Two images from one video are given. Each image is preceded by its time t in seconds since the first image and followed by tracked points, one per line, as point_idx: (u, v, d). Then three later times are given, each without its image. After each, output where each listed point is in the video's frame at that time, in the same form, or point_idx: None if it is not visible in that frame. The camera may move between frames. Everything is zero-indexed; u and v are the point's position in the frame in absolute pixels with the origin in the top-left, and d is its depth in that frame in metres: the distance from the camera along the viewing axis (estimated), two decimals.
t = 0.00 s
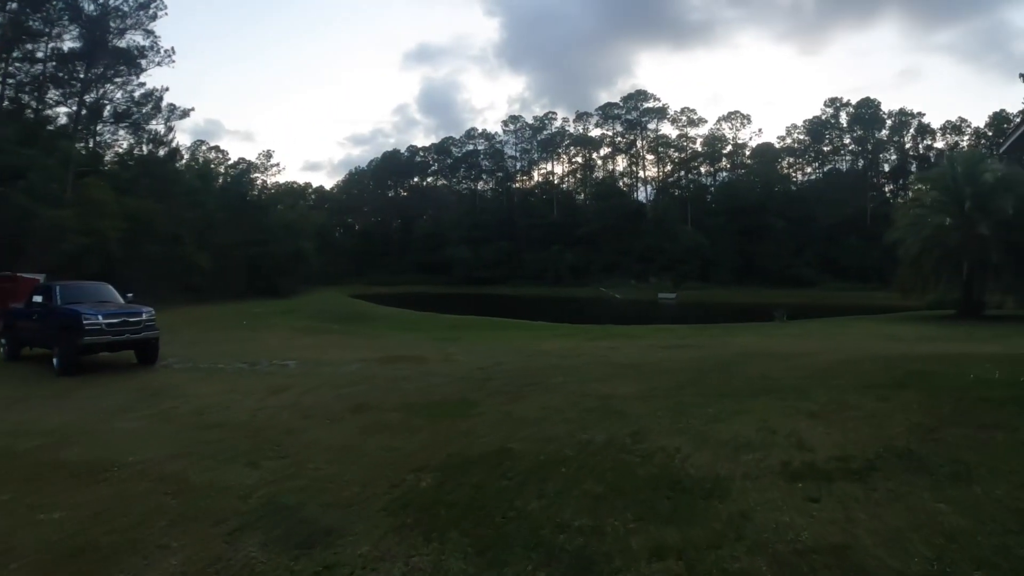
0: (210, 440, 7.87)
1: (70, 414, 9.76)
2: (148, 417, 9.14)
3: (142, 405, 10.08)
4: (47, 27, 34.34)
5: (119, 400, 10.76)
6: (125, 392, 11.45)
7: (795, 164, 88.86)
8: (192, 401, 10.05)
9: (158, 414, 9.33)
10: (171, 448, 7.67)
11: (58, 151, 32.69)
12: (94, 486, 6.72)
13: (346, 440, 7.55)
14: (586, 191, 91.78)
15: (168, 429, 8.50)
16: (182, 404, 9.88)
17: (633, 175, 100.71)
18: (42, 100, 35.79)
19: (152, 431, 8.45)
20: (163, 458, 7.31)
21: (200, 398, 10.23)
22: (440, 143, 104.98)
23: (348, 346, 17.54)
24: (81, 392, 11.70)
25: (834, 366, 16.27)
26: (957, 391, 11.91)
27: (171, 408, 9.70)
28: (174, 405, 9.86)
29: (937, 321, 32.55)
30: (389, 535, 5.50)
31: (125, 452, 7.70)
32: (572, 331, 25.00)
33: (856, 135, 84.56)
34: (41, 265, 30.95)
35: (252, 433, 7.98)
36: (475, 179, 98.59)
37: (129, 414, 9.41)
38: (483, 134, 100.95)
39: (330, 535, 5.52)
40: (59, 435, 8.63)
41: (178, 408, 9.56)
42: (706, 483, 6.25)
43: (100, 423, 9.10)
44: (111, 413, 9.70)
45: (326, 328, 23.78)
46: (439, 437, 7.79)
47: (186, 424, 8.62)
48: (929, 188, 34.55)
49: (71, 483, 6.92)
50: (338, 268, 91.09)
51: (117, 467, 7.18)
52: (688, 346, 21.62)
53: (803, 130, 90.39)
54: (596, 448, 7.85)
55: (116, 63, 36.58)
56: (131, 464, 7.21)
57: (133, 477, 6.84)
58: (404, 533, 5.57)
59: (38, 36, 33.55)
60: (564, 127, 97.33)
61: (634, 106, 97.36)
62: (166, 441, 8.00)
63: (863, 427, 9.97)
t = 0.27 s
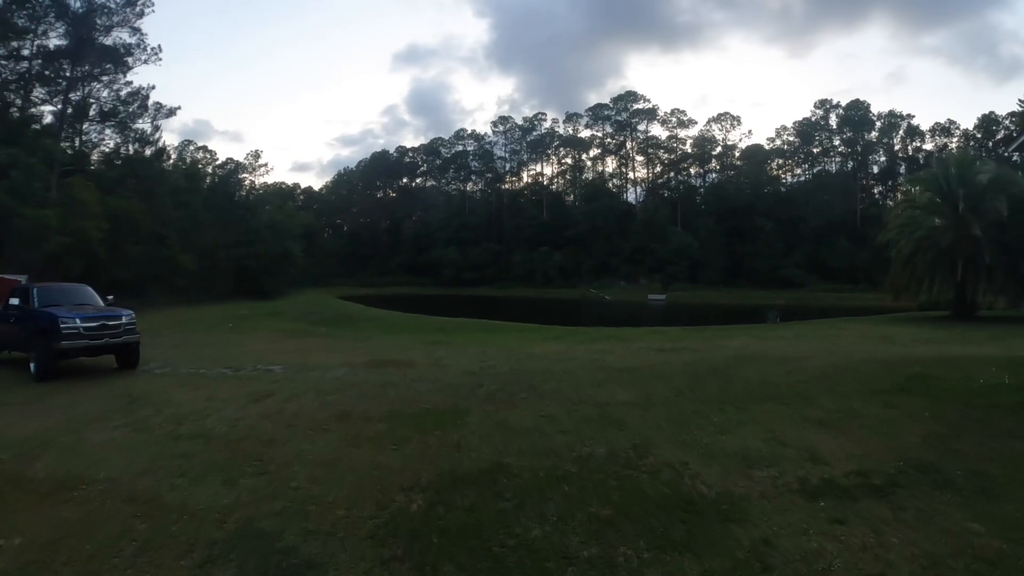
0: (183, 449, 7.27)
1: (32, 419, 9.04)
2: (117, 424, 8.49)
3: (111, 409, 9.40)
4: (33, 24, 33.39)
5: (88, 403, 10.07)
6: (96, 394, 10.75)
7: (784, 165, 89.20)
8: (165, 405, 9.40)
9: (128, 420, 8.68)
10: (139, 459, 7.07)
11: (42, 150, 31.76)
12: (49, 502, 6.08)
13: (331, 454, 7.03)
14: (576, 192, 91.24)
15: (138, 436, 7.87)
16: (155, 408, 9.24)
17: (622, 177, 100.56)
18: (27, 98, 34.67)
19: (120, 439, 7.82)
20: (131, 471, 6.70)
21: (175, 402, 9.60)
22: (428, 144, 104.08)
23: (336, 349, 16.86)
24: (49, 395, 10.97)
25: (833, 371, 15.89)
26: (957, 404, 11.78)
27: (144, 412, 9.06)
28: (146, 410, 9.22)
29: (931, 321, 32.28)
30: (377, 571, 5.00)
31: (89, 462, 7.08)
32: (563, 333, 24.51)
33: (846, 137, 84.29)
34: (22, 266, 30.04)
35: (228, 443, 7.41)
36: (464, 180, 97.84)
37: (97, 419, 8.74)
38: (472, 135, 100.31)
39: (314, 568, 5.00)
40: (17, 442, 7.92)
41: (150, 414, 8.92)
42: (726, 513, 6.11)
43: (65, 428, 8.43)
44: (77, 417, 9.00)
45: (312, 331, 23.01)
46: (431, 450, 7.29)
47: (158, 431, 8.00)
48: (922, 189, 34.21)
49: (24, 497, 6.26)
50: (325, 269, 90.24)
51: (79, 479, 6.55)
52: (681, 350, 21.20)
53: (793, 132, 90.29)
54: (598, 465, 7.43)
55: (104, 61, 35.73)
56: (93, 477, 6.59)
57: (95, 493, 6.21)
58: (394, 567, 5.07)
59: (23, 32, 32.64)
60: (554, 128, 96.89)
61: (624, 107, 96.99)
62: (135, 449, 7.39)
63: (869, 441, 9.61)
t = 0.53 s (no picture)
0: (176, 457, 6.93)
1: (16, 425, 8.65)
2: (106, 430, 8.12)
3: (100, 414, 9.03)
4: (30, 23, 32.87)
5: (75, 407, 9.69)
6: (86, 398, 10.37)
7: (784, 165, 88.62)
8: (157, 410, 9.04)
9: (117, 426, 8.32)
10: (129, 467, 6.71)
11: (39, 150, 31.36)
12: (31, 513, 5.71)
13: (333, 464, 6.73)
14: (575, 193, 90.85)
15: (127, 444, 7.51)
16: (146, 414, 8.87)
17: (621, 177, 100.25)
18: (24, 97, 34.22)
19: (109, 447, 7.44)
20: (120, 480, 6.35)
21: (167, 407, 9.24)
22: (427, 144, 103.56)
23: (335, 351, 16.51)
24: (38, 398, 10.60)
25: (839, 373, 15.60)
26: (969, 408, 11.54)
27: (135, 418, 8.70)
28: (136, 415, 8.86)
29: (933, 322, 32.02)
30: None
31: (77, 470, 6.71)
32: (564, 334, 24.16)
33: (846, 137, 83.58)
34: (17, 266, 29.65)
35: (224, 452, 7.09)
36: (463, 180, 97.49)
37: (85, 426, 8.35)
38: (471, 135, 99.88)
39: None
40: None
41: (141, 419, 8.56)
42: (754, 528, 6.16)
43: (52, 435, 8.06)
44: (63, 423, 8.60)
45: (311, 332, 22.64)
46: (435, 459, 6.99)
47: (149, 438, 7.63)
48: (925, 189, 33.95)
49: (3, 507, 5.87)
50: (323, 269, 89.85)
51: (64, 489, 6.18)
52: (683, 351, 20.89)
53: (792, 132, 89.78)
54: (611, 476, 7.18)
55: (101, 61, 35.25)
56: (79, 486, 6.23)
57: (81, 503, 5.86)
58: None
59: (20, 31, 32.21)
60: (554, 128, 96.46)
61: (623, 107, 96.68)
62: (125, 457, 7.03)
63: (884, 448, 9.36)
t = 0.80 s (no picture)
0: (181, 463, 6.60)
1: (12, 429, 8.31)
2: (107, 434, 7.78)
3: (101, 418, 8.68)
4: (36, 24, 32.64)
5: (76, 410, 9.37)
6: (86, 400, 10.06)
7: (791, 165, 86.55)
8: (159, 412, 8.70)
9: (118, 429, 7.98)
10: (130, 473, 6.36)
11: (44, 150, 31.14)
12: (28, 523, 5.37)
13: (345, 469, 6.40)
14: (581, 193, 90.46)
15: (129, 449, 7.17)
16: (149, 416, 8.53)
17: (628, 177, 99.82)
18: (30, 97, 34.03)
19: (110, 451, 7.11)
20: (122, 486, 6.01)
21: (171, 410, 8.89)
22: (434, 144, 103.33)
23: (343, 352, 16.19)
24: (37, 400, 10.28)
25: (857, 374, 15.23)
26: (997, 410, 11.19)
27: (137, 421, 8.36)
28: (137, 418, 8.51)
29: (945, 323, 31.52)
30: None
31: (78, 476, 6.38)
32: (573, 334, 23.80)
33: (854, 137, 82.62)
34: (21, 265, 29.48)
35: (231, 456, 6.75)
36: (470, 180, 97.27)
37: (86, 430, 8.00)
38: (479, 136, 99.64)
39: None
40: None
41: (143, 423, 8.22)
42: (794, 538, 5.98)
43: (49, 439, 7.72)
44: (61, 427, 8.26)
45: (318, 333, 22.33)
46: (452, 465, 6.67)
47: (152, 442, 7.29)
48: (937, 190, 33.29)
49: None
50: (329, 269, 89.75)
51: (63, 496, 5.85)
52: (694, 350, 20.52)
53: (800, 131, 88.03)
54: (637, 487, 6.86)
55: (107, 61, 35.04)
56: (79, 493, 5.90)
57: (81, 512, 5.52)
58: None
59: (26, 31, 31.98)
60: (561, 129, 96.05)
61: (630, 107, 96.25)
62: (127, 463, 6.70)
63: (914, 452, 9.02)
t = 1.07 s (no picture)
0: (200, 471, 6.27)
1: (23, 435, 8.01)
2: (124, 440, 7.49)
3: (116, 422, 8.40)
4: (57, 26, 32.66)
5: (90, 413, 9.07)
6: (102, 403, 9.77)
7: (812, 165, 85.42)
8: (177, 417, 8.40)
9: (134, 435, 7.68)
10: (144, 484, 6.03)
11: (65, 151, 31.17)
12: (34, 537, 5.05)
13: (372, 481, 6.04)
14: (601, 194, 89.84)
15: (144, 456, 6.85)
16: (166, 422, 8.23)
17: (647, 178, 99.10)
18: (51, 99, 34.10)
19: (124, 459, 6.79)
20: (136, 498, 5.68)
21: (190, 414, 8.59)
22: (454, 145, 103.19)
23: (363, 354, 15.89)
24: (52, 403, 10.03)
25: (892, 379, 14.69)
26: None
27: (155, 426, 8.05)
28: (154, 423, 8.20)
29: (974, 326, 30.66)
30: None
31: (91, 487, 6.08)
32: (596, 337, 23.34)
33: (875, 137, 81.41)
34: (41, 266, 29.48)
35: (252, 464, 6.44)
36: (489, 181, 97.01)
37: (101, 435, 7.72)
38: (498, 136, 99.43)
39: None
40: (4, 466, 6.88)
41: (159, 428, 7.91)
42: (853, 556, 5.58)
43: (61, 446, 7.42)
44: (73, 433, 7.95)
45: (338, 334, 22.06)
46: (484, 477, 6.31)
47: (167, 450, 6.97)
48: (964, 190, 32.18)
49: None
50: (348, 270, 89.94)
51: (71, 510, 5.52)
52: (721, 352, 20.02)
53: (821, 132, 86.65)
54: (677, 507, 6.47)
55: (127, 63, 35.05)
56: (90, 505, 5.57)
57: (92, 525, 5.21)
58: None
59: (47, 33, 32.02)
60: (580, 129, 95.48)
61: (650, 107, 95.49)
62: (141, 472, 6.37)
63: (967, 464, 8.54)
